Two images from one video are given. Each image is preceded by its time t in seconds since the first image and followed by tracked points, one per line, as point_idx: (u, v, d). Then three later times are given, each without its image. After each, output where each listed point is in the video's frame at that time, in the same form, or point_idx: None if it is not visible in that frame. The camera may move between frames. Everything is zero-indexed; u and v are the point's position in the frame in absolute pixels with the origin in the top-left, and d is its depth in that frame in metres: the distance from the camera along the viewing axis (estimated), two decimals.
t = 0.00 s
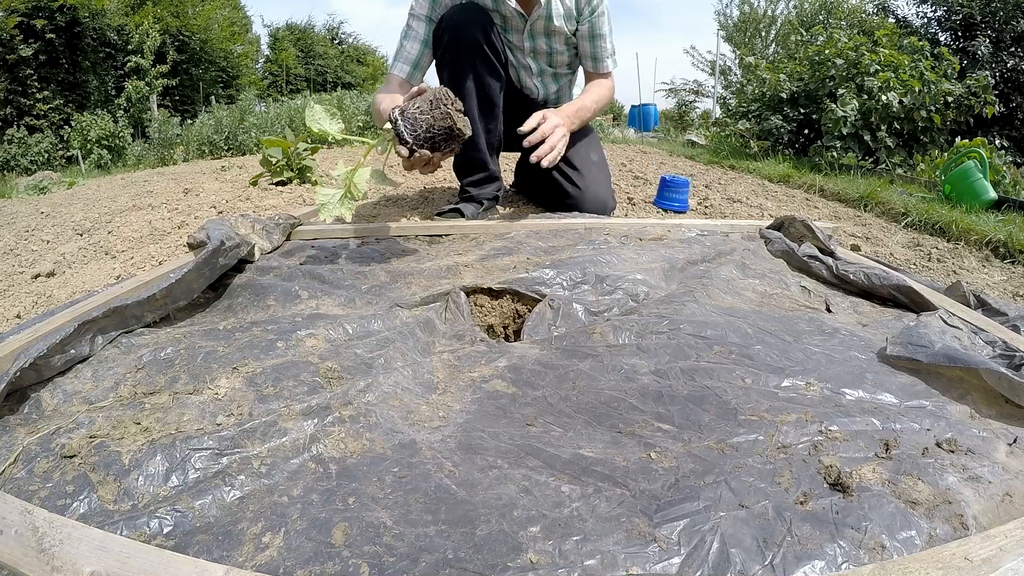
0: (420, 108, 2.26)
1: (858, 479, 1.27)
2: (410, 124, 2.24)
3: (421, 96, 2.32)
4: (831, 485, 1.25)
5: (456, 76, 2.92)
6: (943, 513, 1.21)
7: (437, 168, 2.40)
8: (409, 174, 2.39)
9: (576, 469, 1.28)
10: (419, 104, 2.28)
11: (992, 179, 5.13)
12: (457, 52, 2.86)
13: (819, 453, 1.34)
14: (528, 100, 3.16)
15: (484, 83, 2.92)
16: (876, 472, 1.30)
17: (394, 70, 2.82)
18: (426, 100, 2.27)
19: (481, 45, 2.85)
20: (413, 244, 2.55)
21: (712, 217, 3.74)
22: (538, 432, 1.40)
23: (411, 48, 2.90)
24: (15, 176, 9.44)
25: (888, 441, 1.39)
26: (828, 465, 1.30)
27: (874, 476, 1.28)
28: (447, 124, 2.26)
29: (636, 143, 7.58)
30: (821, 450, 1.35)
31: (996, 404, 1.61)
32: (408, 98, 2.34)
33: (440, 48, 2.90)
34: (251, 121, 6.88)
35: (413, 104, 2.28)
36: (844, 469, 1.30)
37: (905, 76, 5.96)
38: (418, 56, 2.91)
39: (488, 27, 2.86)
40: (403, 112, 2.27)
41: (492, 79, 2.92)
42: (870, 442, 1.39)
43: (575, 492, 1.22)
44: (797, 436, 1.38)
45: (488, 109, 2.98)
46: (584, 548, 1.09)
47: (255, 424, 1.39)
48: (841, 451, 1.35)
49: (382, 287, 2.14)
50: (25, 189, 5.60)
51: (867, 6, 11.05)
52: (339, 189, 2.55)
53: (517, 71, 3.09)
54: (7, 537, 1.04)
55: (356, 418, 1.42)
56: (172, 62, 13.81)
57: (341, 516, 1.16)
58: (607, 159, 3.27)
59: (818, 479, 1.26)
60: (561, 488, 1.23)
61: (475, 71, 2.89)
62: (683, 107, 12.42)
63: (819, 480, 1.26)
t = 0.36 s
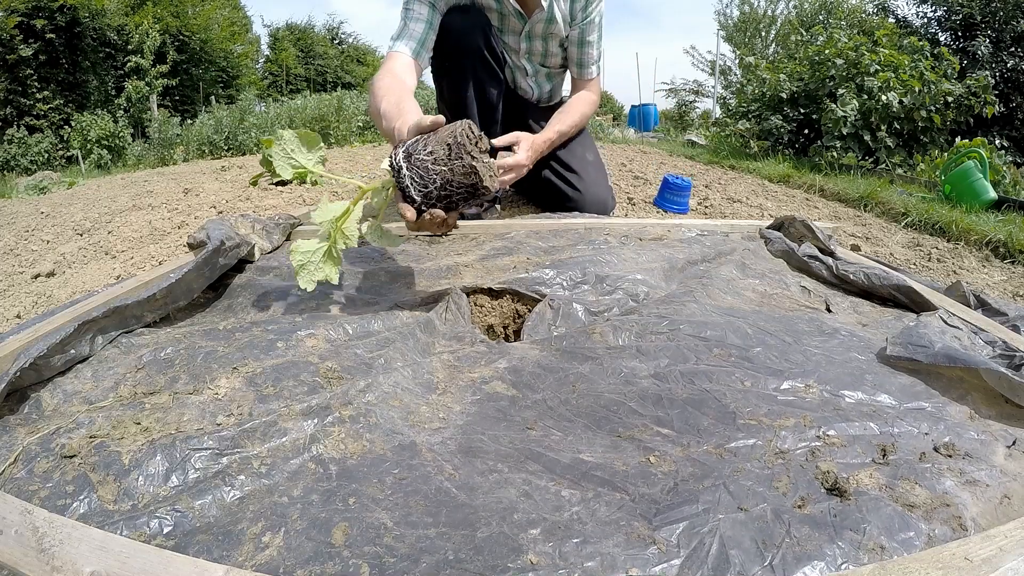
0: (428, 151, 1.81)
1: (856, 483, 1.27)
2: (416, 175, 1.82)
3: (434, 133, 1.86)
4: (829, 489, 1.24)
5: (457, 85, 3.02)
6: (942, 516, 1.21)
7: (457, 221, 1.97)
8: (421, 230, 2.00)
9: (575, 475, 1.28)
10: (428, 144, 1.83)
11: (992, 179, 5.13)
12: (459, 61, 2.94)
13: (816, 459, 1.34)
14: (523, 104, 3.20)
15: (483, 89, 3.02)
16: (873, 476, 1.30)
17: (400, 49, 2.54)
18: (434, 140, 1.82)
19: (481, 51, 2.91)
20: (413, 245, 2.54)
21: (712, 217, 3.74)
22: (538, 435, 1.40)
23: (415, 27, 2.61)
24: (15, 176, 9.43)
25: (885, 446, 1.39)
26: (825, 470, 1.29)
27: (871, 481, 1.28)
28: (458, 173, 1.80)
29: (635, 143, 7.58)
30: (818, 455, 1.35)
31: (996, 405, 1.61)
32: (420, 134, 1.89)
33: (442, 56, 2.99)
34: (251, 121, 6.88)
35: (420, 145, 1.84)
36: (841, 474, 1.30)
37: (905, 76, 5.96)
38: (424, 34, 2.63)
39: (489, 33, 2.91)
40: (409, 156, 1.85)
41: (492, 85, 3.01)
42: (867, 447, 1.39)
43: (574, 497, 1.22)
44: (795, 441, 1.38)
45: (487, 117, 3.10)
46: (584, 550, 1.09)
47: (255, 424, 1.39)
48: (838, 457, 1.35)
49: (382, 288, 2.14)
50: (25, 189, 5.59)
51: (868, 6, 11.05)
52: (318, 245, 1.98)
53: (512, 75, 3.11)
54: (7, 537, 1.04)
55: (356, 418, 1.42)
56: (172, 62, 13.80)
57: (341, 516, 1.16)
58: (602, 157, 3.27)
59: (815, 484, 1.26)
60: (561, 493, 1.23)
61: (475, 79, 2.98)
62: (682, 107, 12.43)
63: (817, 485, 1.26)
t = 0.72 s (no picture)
0: (417, 178, 1.69)
1: (854, 487, 1.27)
2: (402, 203, 1.72)
3: (430, 158, 1.73)
4: (826, 493, 1.24)
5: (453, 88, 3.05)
6: (941, 516, 1.21)
7: (446, 250, 1.87)
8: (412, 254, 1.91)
9: (575, 479, 1.27)
10: (420, 169, 1.71)
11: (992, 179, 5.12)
12: (453, 64, 2.98)
13: (814, 464, 1.34)
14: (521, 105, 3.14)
15: (478, 92, 3.05)
16: (872, 480, 1.30)
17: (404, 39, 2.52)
18: (425, 168, 1.69)
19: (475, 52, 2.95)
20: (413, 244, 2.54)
21: (712, 218, 3.74)
22: (538, 437, 1.40)
23: (416, 18, 2.60)
24: (15, 176, 9.42)
25: (884, 450, 1.39)
26: (823, 475, 1.29)
27: (870, 485, 1.28)
28: (441, 207, 1.67)
29: (635, 144, 7.59)
30: (816, 461, 1.35)
31: (995, 405, 1.61)
32: (417, 156, 1.77)
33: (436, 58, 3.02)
34: (252, 121, 6.89)
35: (412, 170, 1.72)
36: (839, 479, 1.30)
37: (905, 76, 5.96)
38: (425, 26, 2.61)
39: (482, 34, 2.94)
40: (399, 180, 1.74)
41: (489, 87, 3.04)
42: (865, 451, 1.39)
43: (574, 501, 1.21)
44: (793, 447, 1.38)
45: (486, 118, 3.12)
46: (584, 552, 1.09)
47: (255, 424, 1.39)
48: (836, 462, 1.35)
49: (382, 288, 2.14)
50: (25, 189, 5.60)
51: (868, 6, 11.05)
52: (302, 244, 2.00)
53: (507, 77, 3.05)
54: (7, 536, 1.04)
55: (356, 418, 1.42)
56: (172, 62, 13.79)
57: (341, 516, 1.16)
58: (599, 156, 3.27)
59: (813, 488, 1.26)
60: (561, 496, 1.22)
61: (471, 81, 3.02)
62: (682, 108, 12.45)
63: (815, 489, 1.26)
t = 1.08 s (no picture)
0: (473, 206, 1.70)
1: (853, 491, 1.26)
2: (445, 204, 1.74)
3: (498, 194, 1.72)
4: (825, 497, 1.24)
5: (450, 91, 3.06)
6: (941, 517, 1.21)
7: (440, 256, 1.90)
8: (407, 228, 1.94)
9: (575, 487, 1.27)
10: (480, 199, 1.71)
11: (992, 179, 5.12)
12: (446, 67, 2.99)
13: (812, 470, 1.33)
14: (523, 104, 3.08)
15: (470, 92, 3.03)
16: (870, 483, 1.30)
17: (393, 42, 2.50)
18: (487, 203, 1.69)
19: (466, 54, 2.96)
20: (413, 245, 2.54)
21: (712, 217, 3.74)
22: (538, 440, 1.40)
23: (407, 21, 2.60)
24: (15, 176, 9.40)
25: (882, 453, 1.39)
26: (822, 480, 1.29)
27: (869, 488, 1.27)
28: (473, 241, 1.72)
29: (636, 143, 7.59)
30: (814, 466, 1.35)
31: (996, 405, 1.61)
32: (487, 181, 1.75)
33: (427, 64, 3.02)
34: (252, 121, 6.89)
35: (474, 195, 1.71)
36: (837, 483, 1.30)
37: (905, 76, 5.95)
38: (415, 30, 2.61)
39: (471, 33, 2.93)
40: (459, 192, 1.73)
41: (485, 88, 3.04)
42: (863, 456, 1.38)
43: (574, 507, 1.21)
44: (791, 455, 1.37)
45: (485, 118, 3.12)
46: (584, 555, 1.09)
47: (255, 424, 1.39)
48: (834, 468, 1.34)
49: (382, 288, 2.14)
50: (25, 189, 5.60)
51: (868, 6, 11.05)
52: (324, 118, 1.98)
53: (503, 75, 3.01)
54: (7, 537, 1.04)
55: (356, 420, 1.42)
56: (172, 62, 13.77)
57: (341, 516, 1.16)
58: (599, 155, 3.26)
59: (811, 494, 1.26)
60: (561, 503, 1.22)
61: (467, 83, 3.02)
62: (683, 108, 12.45)
63: (813, 494, 1.25)
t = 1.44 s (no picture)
0: (504, 245, 1.65)
1: (853, 491, 1.26)
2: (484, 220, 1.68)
3: (534, 245, 1.67)
4: (824, 497, 1.24)
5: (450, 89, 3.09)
6: (941, 517, 1.21)
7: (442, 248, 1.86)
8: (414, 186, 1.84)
9: (575, 487, 1.27)
10: (515, 242, 1.65)
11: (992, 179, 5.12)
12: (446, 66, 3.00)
13: (812, 471, 1.33)
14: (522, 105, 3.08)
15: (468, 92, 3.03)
16: (871, 483, 1.30)
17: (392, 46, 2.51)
18: (518, 252, 1.64)
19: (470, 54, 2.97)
20: (413, 245, 2.54)
21: (712, 217, 3.74)
22: (538, 441, 1.40)
23: (406, 22, 2.60)
24: (15, 176, 9.41)
25: (882, 454, 1.39)
26: (822, 480, 1.29)
27: (869, 488, 1.27)
28: (482, 266, 1.70)
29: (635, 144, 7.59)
30: (813, 467, 1.35)
31: (996, 405, 1.61)
32: (533, 227, 1.67)
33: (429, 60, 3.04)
34: (252, 121, 6.89)
35: (513, 236, 1.65)
36: (837, 483, 1.30)
37: (905, 76, 5.95)
38: (413, 33, 2.61)
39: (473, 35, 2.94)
40: (503, 222, 1.66)
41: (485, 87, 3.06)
42: (863, 457, 1.38)
43: (574, 508, 1.21)
44: (791, 455, 1.37)
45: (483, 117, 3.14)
46: (584, 556, 1.09)
47: (255, 424, 1.39)
48: (834, 469, 1.34)
49: (382, 288, 2.14)
50: (25, 189, 5.60)
51: (868, 6, 11.05)
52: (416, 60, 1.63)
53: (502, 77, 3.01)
54: (6, 536, 1.04)
55: (356, 420, 1.42)
56: (172, 62, 13.78)
57: (341, 516, 1.16)
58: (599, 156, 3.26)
59: (811, 493, 1.26)
60: (561, 504, 1.22)
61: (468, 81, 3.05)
62: (683, 108, 12.46)
63: (813, 494, 1.26)
